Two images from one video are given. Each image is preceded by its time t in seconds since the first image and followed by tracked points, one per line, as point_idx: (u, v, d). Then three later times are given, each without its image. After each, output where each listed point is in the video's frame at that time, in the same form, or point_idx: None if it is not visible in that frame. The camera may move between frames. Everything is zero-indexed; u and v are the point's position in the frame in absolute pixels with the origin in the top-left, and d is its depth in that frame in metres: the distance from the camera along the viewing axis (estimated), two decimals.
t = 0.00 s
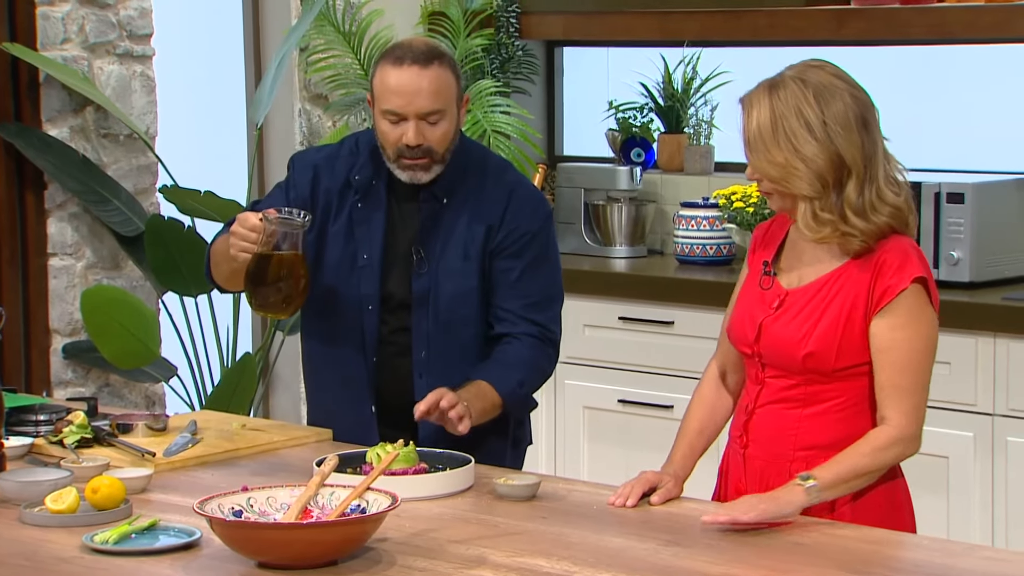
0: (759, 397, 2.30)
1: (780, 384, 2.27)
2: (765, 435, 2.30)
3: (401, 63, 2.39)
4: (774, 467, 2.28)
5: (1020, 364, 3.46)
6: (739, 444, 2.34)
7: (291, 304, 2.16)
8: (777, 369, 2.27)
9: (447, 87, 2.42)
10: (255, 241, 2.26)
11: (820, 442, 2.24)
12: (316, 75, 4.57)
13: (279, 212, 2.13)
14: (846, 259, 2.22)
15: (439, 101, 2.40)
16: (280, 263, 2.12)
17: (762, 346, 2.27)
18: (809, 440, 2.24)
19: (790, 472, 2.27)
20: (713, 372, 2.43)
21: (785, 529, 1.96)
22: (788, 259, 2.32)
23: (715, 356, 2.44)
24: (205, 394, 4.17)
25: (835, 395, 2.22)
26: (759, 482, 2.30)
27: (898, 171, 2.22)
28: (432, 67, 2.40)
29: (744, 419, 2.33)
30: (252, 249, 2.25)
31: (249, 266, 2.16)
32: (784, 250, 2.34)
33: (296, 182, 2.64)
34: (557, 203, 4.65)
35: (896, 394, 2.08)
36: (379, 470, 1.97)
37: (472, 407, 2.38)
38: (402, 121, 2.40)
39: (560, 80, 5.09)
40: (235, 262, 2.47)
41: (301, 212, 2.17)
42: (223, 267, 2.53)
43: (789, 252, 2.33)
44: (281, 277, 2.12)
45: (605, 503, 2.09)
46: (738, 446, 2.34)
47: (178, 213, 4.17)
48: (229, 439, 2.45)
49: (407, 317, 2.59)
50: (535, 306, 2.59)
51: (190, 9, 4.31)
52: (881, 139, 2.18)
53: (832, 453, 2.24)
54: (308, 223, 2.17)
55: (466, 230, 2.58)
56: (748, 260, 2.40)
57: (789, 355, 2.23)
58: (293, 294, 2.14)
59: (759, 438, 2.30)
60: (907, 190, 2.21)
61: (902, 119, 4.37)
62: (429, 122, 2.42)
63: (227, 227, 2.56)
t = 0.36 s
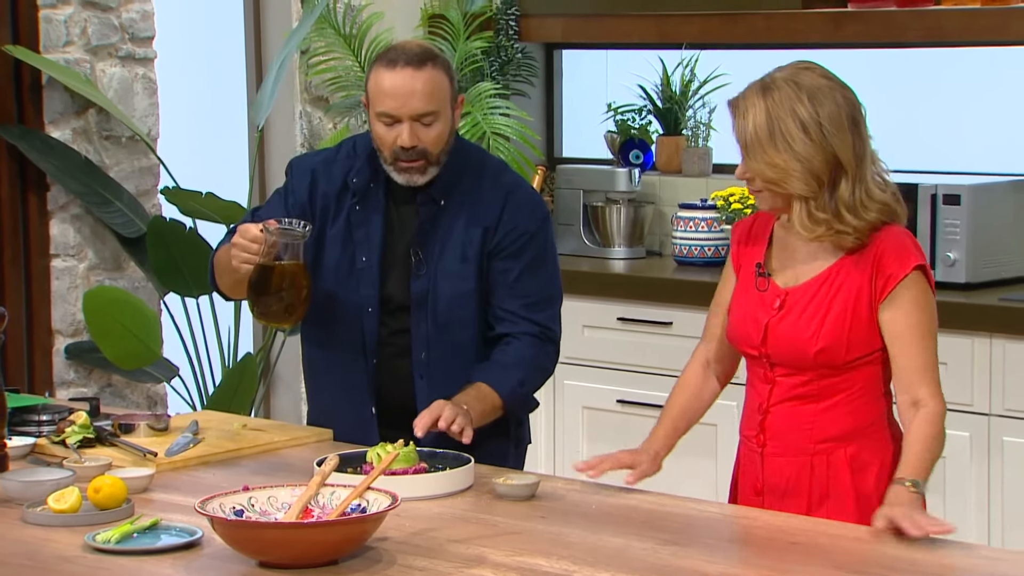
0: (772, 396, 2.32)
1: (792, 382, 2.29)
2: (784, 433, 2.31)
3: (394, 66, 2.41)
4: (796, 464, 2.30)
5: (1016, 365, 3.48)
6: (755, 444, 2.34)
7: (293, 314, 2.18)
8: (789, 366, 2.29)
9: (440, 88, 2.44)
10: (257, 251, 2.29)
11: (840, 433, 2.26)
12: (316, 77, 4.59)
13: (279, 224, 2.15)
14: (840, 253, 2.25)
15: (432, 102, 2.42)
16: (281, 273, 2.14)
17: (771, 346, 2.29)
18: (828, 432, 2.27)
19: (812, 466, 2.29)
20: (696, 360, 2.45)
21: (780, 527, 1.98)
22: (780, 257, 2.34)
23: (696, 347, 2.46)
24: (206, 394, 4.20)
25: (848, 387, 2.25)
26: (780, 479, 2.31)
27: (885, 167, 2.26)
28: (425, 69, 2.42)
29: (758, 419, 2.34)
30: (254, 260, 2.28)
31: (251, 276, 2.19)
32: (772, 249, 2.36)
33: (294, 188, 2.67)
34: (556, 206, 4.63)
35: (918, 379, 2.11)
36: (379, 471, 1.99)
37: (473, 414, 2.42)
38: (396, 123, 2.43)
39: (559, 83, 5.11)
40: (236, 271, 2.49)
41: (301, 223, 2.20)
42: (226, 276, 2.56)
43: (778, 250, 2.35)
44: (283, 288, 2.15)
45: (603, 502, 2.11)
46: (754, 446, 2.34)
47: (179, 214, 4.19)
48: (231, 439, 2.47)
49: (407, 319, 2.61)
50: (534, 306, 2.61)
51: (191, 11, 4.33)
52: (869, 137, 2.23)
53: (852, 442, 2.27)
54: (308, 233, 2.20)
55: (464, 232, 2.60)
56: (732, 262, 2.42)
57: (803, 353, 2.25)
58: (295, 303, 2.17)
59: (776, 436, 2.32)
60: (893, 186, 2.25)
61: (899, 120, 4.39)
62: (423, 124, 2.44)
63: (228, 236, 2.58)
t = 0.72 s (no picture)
0: (792, 403, 2.35)
1: (809, 390, 2.32)
2: (809, 439, 2.33)
3: (388, 69, 2.44)
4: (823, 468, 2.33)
5: (1011, 365, 3.50)
6: (780, 448, 2.38)
7: (294, 316, 2.20)
8: (806, 375, 2.31)
9: (434, 90, 2.46)
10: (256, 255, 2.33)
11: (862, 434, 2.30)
12: (316, 79, 4.62)
13: (279, 225, 2.18)
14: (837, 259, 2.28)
15: (426, 105, 2.44)
16: (282, 275, 2.17)
17: (786, 357, 2.32)
18: (852, 434, 2.30)
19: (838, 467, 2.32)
20: (661, 356, 2.40)
21: (775, 525, 2.00)
22: (782, 266, 2.36)
23: (664, 344, 2.42)
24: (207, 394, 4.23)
25: (865, 390, 2.29)
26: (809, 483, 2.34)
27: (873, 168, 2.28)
28: (419, 72, 2.45)
29: (781, 425, 2.36)
30: (254, 264, 2.32)
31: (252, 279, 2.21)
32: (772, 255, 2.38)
33: (293, 192, 2.72)
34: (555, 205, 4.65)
35: (908, 365, 2.08)
36: (379, 470, 2.02)
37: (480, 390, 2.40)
38: (391, 126, 2.45)
39: (558, 84, 5.14)
40: (238, 278, 2.52)
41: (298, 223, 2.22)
42: (232, 283, 2.58)
43: (780, 259, 2.37)
44: (285, 289, 2.17)
45: (601, 501, 2.13)
46: (782, 452, 2.37)
47: (181, 215, 4.22)
48: (231, 438, 2.49)
49: (405, 319, 2.63)
50: (532, 306, 2.62)
51: (192, 13, 4.36)
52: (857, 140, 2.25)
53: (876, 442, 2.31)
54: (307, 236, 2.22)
55: (461, 234, 2.63)
56: (728, 269, 2.43)
57: (820, 361, 2.28)
58: (296, 304, 2.19)
59: (800, 441, 2.34)
60: (882, 191, 2.27)
61: (895, 122, 4.41)
62: (417, 126, 2.47)
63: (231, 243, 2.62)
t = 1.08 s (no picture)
0: (797, 408, 2.36)
1: (812, 394, 2.34)
2: (815, 443, 2.35)
3: (379, 45, 2.52)
4: (831, 470, 2.35)
5: (1007, 364, 3.52)
6: (787, 453, 2.39)
7: (294, 321, 2.21)
8: (808, 380, 2.33)
9: (426, 61, 2.54)
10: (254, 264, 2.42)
11: (868, 432, 2.33)
12: (316, 79, 4.64)
13: (272, 233, 2.19)
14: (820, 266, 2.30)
15: (419, 72, 2.52)
16: (281, 281, 2.18)
17: (787, 363, 2.34)
18: (858, 433, 2.33)
19: (846, 468, 2.34)
20: (655, 361, 2.42)
21: (771, 523, 2.02)
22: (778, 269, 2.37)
23: (655, 349, 2.43)
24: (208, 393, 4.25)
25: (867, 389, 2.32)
26: (817, 485, 2.36)
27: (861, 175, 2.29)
28: (411, 44, 2.52)
29: (788, 430, 2.38)
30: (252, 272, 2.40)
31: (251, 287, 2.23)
32: (764, 258, 2.39)
33: (286, 197, 2.74)
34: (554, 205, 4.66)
35: (891, 366, 2.10)
36: (379, 467, 2.04)
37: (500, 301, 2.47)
38: (386, 95, 2.52)
39: (557, 85, 5.17)
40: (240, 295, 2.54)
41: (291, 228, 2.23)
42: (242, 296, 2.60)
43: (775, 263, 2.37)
44: (283, 294, 2.18)
45: (599, 499, 2.15)
46: (788, 457, 2.39)
47: (182, 215, 4.24)
48: (232, 437, 2.51)
49: (411, 308, 2.67)
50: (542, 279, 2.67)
51: (192, 13, 4.38)
52: (842, 147, 2.26)
53: (880, 439, 2.34)
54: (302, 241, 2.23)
55: (463, 216, 2.67)
56: (719, 272, 2.44)
57: (821, 365, 2.30)
58: (295, 311, 2.20)
59: (808, 444, 2.36)
60: (870, 200, 2.27)
61: (892, 122, 4.43)
62: (414, 95, 2.52)
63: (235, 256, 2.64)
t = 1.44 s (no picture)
0: (784, 403, 2.38)
1: (798, 389, 2.36)
2: (802, 439, 2.37)
3: (353, 26, 2.64)
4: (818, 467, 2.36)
5: (1004, 363, 3.54)
6: (774, 449, 2.41)
7: (289, 325, 2.24)
8: (794, 375, 2.35)
9: (398, 37, 2.65)
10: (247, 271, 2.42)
11: (853, 430, 2.34)
12: (317, 82, 4.66)
13: (266, 239, 2.22)
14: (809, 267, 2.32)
15: (393, 45, 2.62)
16: (275, 284, 2.21)
17: (773, 358, 2.36)
18: (843, 431, 2.34)
19: (831, 466, 2.35)
20: (652, 361, 2.43)
21: (769, 520, 2.04)
22: (770, 267, 2.39)
23: (651, 350, 2.44)
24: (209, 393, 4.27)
25: (852, 385, 2.32)
26: (804, 483, 2.38)
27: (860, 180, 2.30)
28: (382, 23, 2.64)
29: (775, 425, 2.40)
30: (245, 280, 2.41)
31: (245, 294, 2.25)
32: (757, 255, 2.41)
33: (265, 197, 2.81)
34: (554, 206, 4.70)
35: (885, 363, 2.12)
36: (380, 466, 2.05)
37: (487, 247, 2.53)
38: (362, 69, 2.62)
39: (556, 86, 5.19)
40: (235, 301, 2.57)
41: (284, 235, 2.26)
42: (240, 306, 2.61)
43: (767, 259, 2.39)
44: (277, 297, 2.21)
45: (598, 498, 2.17)
46: (776, 453, 2.41)
47: (183, 215, 4.25)
48: (233, 437, 2.53)
49: (397, 290, 2.71)
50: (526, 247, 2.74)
51: (194, 14, 4.40)
52: (841, 150, 2.27)
53: (866, 438, 2.35)
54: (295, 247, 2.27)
55: (444, 194, 2.74)
56: (715, 268, 2.46)
57: (806, 359, 2.32)
58: (289, 314, 2.23)
59: (794, 440, 2.38)
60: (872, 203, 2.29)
61: (893, 124, 4.45)
62: (388, 67, 2.63)
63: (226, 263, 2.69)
